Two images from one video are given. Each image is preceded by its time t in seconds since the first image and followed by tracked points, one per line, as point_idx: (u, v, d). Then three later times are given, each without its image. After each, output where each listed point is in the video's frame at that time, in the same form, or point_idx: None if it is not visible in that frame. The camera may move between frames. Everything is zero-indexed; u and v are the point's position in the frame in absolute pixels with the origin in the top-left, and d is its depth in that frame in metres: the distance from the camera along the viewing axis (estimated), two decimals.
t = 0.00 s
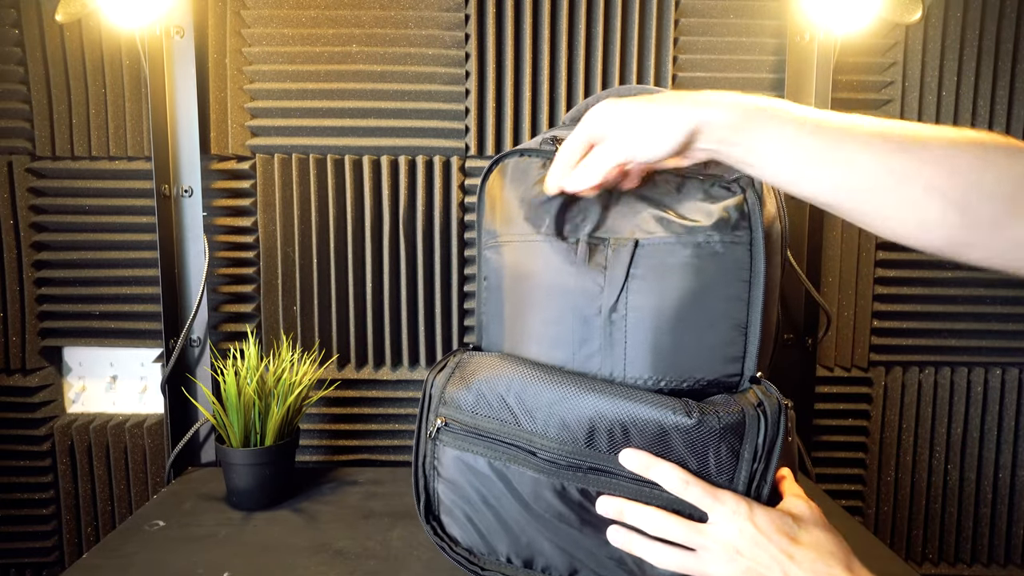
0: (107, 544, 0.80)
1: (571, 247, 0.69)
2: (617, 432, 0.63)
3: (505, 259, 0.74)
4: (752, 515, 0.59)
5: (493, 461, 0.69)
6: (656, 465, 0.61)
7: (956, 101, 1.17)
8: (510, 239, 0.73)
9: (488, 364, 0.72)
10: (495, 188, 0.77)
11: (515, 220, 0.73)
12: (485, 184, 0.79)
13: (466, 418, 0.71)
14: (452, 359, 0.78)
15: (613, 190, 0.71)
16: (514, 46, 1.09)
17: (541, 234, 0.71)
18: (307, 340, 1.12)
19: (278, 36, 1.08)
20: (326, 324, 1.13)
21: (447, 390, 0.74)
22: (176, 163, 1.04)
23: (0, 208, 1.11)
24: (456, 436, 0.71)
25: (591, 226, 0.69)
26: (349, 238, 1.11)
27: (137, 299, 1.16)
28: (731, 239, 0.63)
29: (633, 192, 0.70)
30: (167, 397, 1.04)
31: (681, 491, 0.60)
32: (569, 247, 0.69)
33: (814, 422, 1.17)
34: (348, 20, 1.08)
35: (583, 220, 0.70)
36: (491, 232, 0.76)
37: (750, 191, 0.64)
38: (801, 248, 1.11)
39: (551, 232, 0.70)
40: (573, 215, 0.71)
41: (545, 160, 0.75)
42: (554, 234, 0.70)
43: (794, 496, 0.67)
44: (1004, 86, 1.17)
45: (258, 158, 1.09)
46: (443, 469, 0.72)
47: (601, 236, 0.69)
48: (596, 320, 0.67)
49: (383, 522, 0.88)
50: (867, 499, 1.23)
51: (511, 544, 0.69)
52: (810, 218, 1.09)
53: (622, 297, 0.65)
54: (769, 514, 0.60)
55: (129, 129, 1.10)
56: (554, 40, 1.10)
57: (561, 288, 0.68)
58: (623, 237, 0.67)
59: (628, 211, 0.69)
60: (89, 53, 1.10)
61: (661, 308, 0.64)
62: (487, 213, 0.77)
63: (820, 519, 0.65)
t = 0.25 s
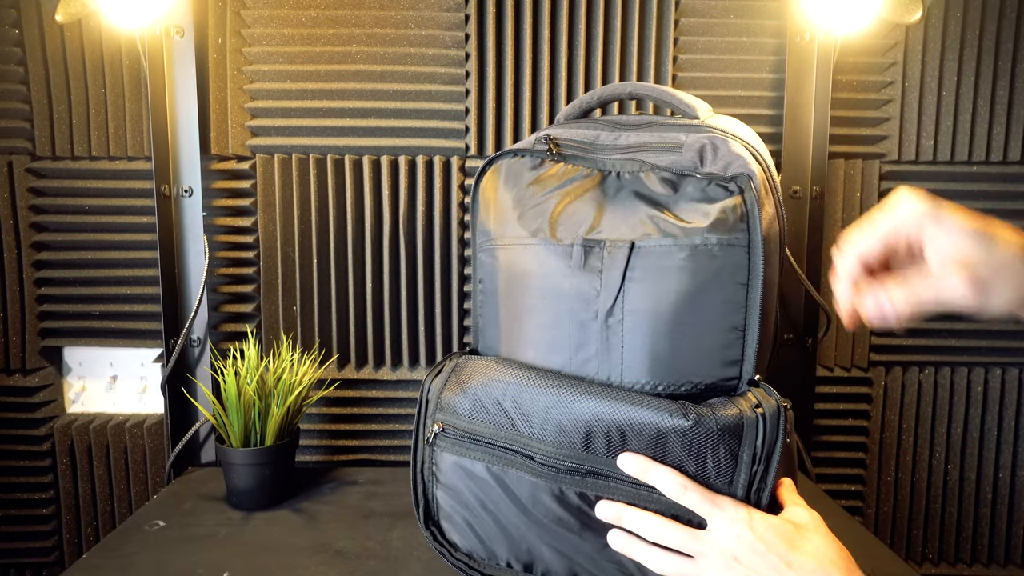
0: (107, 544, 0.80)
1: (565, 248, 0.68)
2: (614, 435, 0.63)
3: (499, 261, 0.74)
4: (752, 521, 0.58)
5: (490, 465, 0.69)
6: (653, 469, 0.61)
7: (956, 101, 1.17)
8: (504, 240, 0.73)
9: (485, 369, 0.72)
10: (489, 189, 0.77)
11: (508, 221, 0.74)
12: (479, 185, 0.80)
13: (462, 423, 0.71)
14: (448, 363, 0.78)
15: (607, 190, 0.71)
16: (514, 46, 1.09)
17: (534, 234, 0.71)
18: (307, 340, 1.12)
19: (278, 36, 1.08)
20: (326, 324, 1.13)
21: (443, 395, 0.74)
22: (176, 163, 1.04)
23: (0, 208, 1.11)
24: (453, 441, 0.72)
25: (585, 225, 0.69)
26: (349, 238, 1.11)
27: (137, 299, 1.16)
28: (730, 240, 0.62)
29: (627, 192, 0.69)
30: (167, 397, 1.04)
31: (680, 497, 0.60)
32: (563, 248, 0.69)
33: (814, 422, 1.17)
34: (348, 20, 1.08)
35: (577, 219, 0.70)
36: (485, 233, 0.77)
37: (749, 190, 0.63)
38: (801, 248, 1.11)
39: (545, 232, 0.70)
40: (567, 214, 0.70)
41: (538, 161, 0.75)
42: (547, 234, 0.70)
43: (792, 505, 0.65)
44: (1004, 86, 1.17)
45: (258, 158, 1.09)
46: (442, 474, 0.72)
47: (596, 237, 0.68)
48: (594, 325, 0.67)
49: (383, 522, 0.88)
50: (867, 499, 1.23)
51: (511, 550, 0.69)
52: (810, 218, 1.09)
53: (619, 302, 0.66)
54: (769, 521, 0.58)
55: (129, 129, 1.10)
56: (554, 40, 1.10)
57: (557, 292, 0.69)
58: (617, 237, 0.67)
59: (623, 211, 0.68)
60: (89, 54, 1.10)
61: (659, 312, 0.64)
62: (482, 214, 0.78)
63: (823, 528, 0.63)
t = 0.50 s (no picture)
0: (107, 544, 0.80)
1: (565, 249, 0.69)
2: (613, 430, 0.63)
3: (499, 261, 0.74)
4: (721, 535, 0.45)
5: (489, 462, 0.69)
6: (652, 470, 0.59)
7: (956, 101, 1.17)
8: (504, 241, 0.73)
9: (484, 367, 0.72)
10: (489, 189, 0.77)
11: (508, 221, 0.74)
12: (479, 185, 0.80)
13: (462, 420, 0.71)
14: (448, 362, 0.78)
15: (607, 190, 0.71)
16: (513, 46, 1.09)
17: (535, 235, 0.71)
18: (307, 340, 1.12)
19: (278, 36, 1.08)
20: (326, 324, 1.13)
21: (443, 393, 0.74)
22: (176, 164, 1.04)
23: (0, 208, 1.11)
24: (452, 439, 0.71)
25: (586, 226, 0.69)
26: (349, 238, 1.11)
27: (137, 299, 1.16)
28: (729, 238, 0.62)
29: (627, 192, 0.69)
30: (167, 397, 1.04)
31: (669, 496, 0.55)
32: (563, 249, 0.69)
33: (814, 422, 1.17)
34: (348, 20, 1.08)
35: (577, 220, 0.70)
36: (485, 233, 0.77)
37: (749, 190, 0.63)
38: (801, 248, 1.11)
39: (545, 232, 0.71)
40: (567, 215, 0.70)
41: (537, 161, 0.75)
42: (547, 235, 0.70)
43: (783, 459, 0.73)
44: (1004, 86, 1.17)
45: (258, 158, 1.08)
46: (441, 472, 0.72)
47: (595, 237, 0.68)
48: (595, 325, 0.67)
49: (383, 522, 0.88)
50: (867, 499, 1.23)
51: (509, 548, 0.68)
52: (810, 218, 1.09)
53: (619, 302, 0.66)
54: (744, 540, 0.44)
55: (129, 129, 1.10)
56: (554, 40, 1.10)
57: (557, 292, 0.69)
58: (617, 238, 0.67)
59: (623, 211, 0.68)
60: (89, 54, 1.10)
61: (658, 310, 0.64)
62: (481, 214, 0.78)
63: None
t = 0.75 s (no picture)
0: (107, 544, 0.81)
1: (559, 251, 0.69)
2: (608, 419, 0.62)
3: (493, 262, 0.74)
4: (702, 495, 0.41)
5: (481, 455, 0.67)
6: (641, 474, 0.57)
7: (956, 101, 1.17)
8: (498, 241, 0.73)
9: (480, 364, 0.72)
10: (483, 190, 0.77)
11: (501, 221, 0.74)
12: (474, 186, 0.80)
13: (455, 414, 0.69)
14: (441, 361, 0.77)
15: (601, 190, 0.71)
16: (514, 46, 1.09)
17: (529, 236, 0.71)
18: (307, 341, 1.12)
19: (278, 36, 1.08)
20: (326, 324, 1.13)
21: (438, 389, 0.72)
22: (176, 164, 1.04)
23: (0, 208, 1.11)
24: (443, 433, 0.70)
25: (580, 227, 0.69)
26: (349, 238, 1.11)
27: (137, 299, 1.16)
28: (725, 240, 0.62)
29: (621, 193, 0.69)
30: (167, 397, 1.04)
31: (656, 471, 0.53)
32: (557, 251, 0.69)
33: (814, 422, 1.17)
34: (348, 20, 1.08)
35: (571, 221, 0.70)
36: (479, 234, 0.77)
37: (744, 190, 0.63)
38: (801, 248, 1.11)
39: (539, 233, 0.71)
40: (561, 215, 0.70)
41: (531, 161, 0.75)
42: (541, 235, 0.70)
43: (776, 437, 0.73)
44: (1003, 86, 1.17)
45: (258, 158, 1.08)
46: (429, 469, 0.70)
47: (589, 239, 0.68)
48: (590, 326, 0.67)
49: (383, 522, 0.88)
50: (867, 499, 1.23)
51: (499, 548, 0.66)
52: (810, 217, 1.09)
53: (614, 304, 0.66)
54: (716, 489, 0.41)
55: (129, 129, 1.10)
56: (554, 39, 1.10)
57: (552, 295, 0.69)
58: (611, 239, 0.67)
59: (618, 213, 0.68)
60: (89, 54, 1.10)
61: (653, 310, 0.64)
62: (476, 215, 0.78)
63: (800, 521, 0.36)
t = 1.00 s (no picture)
0: (107, 544, 0.80)
1: (566, 250, 0.69)
2: (619, 414, 0.61)
3: (499, 262, 0.74)
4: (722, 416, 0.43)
5: (490, 452, 0.66)
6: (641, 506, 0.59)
7: (957, 101, 1.17)
8: (504, 241, 0.73)
9: (488, 362, 0.71)
10: (489, 189, 0.77)
11: (507, 220, 0.74)
12: (479, 186, 0.79)
13: (463, 412, 0.69)
14: (447, 362, 0.76)
15: (608, 190, 0.71)
16: (513, 46, 1.09)
17: (536, 235, 0.71)
18: (307, 341, 1.12)
19: (278, 36, 1.08)
20: (326, 324, 1.13)
21: (443, 389, 0.72)
22: (176, 164, 1.04)
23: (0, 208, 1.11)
24: (451, 432, 0.69)
25: (587, 226, 0.69)
26: (349, 238, 1.11)
27: (137, 299, 1.16)
28: (734, 239, 0.62)
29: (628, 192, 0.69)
30: (167, 397, 1.04)
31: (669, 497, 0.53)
32: (564, 250, 0.69)
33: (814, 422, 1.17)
34: (348, 20, 1.08)
35: (579, 220, 0.70)
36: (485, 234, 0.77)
37: (751, 189, 0.63)
38: (801, 249, 1.11)
39: (546, 232, 0.70)
40: (568, 215, 0.70)
41: (536, 160, 0.75)
42: (548, 235, 0.70)
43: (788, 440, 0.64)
44: (1004, 86, 1.17)
45: (258, 158, 1.09)
46: (438, 468, 0.69)
47: (597, 238, 0.68)
48: (598, 324, 0.67)
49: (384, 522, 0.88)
50: (867, 499, 1.23)
51: (512, 543, 0.65)
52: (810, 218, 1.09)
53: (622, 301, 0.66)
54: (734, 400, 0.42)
55: (129, 129, 1.10)
56: (554, 40, 1.10)
57: (559, 294, 0.69)
58: (619, 239, 0.67)
59: (625, 212, 0.68)
60: (89, 54, 1.10)
61: (662, 307, 0.64)
62: (481, 215, 0.78)
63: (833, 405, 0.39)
